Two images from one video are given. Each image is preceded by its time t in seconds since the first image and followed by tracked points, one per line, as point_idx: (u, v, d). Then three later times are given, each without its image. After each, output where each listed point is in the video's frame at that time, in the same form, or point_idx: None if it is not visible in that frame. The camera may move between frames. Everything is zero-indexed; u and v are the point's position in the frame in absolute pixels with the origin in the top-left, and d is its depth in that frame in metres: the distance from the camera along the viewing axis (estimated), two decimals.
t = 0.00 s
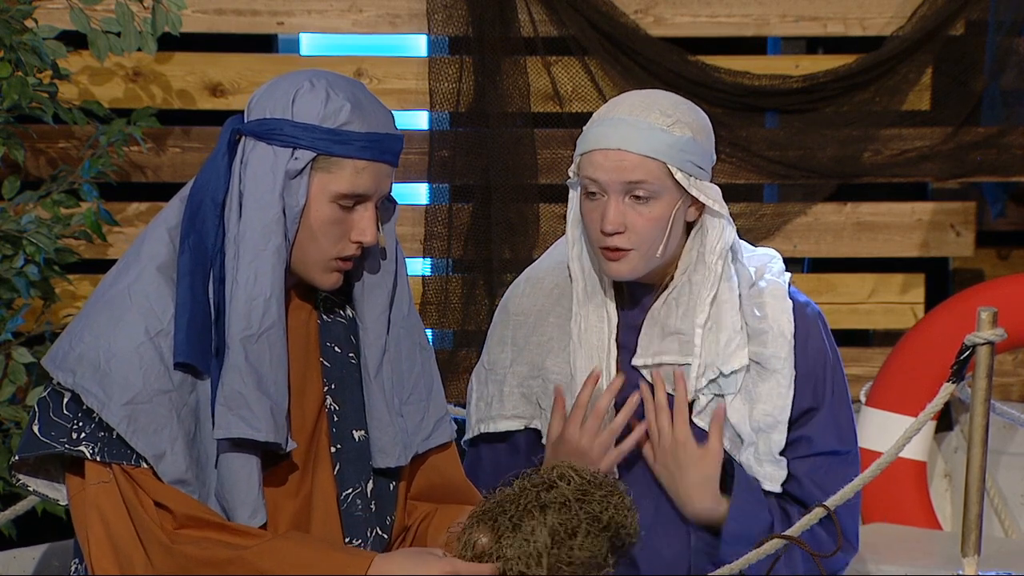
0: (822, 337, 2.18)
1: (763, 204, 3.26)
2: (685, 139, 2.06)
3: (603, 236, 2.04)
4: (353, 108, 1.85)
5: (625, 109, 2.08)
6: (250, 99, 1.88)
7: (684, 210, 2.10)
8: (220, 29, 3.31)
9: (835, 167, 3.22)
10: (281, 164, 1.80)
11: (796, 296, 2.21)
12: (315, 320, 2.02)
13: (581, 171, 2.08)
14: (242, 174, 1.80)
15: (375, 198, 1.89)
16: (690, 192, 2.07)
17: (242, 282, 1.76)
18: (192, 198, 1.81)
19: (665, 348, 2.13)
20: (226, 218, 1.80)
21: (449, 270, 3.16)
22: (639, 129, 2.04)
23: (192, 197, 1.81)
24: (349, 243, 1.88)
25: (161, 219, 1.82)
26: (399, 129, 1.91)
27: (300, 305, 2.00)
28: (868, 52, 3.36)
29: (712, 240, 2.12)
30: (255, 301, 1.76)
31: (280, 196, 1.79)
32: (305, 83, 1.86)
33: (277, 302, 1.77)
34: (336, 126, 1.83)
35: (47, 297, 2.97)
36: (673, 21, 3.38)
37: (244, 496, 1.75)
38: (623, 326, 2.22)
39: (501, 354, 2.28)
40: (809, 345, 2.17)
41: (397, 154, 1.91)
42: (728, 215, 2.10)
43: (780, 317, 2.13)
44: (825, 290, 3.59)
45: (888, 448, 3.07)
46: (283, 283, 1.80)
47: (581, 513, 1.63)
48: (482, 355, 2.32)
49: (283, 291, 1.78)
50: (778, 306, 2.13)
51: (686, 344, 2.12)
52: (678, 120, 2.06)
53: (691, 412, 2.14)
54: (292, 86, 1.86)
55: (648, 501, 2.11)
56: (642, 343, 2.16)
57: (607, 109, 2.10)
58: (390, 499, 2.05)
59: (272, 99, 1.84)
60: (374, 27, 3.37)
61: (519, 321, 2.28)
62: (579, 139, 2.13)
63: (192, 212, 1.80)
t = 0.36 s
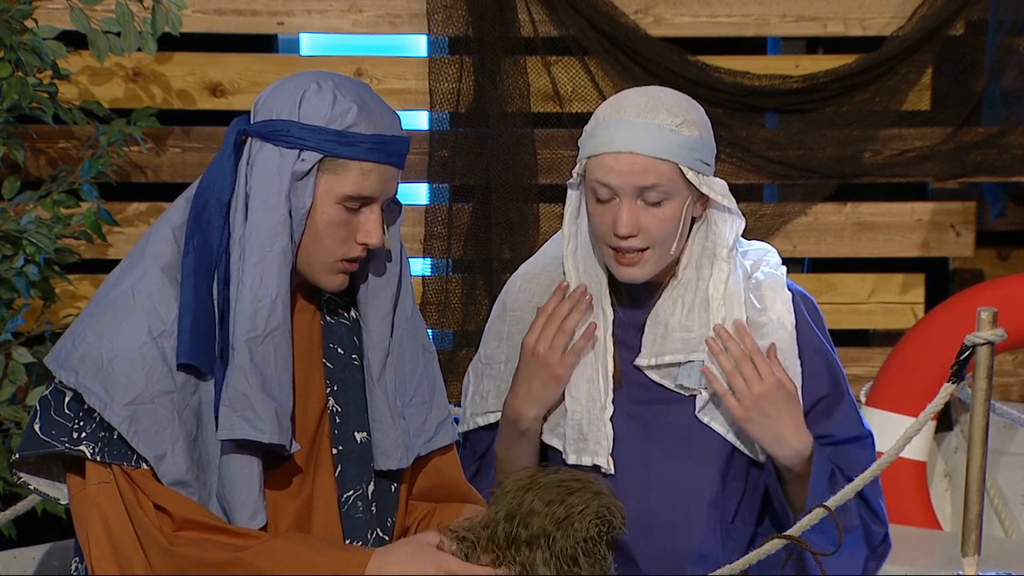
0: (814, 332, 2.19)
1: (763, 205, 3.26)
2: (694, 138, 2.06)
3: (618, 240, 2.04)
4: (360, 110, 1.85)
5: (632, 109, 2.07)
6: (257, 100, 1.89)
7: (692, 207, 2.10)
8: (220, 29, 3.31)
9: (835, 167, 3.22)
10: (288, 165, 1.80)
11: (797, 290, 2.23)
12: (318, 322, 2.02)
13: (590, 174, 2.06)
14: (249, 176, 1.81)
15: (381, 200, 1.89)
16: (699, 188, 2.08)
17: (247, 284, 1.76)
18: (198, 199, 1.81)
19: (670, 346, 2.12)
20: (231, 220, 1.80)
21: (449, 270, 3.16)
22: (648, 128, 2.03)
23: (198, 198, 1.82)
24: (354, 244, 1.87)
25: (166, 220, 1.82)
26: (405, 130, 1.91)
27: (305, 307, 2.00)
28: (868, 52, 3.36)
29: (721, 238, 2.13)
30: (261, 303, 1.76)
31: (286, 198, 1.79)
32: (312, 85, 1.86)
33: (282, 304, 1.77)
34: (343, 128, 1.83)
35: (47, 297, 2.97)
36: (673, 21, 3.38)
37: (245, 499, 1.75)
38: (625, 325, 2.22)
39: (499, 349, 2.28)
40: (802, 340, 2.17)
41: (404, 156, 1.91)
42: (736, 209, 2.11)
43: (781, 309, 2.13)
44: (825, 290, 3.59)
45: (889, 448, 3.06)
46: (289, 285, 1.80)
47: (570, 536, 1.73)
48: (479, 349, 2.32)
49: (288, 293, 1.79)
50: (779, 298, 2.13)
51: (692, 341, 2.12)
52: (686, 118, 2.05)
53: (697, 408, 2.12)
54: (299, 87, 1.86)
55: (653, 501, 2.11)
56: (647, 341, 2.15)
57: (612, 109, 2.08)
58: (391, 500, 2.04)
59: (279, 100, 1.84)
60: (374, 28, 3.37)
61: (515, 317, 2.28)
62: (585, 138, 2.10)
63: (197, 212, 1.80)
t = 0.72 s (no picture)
0: (818, 337, 2.19)
1: (762, 205, 3.26)
2: (693, 138, 2.06)
3: (623, 244, 2.03)
4: (356, 110, 1.85)
5: (628, 113, 2.06)
6: (254, 99, 1.89)
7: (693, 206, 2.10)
8: (220, 29, 3.31)
9: (835, 167, 3.22)
10: (284, 165, 1.80)
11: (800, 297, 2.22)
12: (316, 323, 2.02)
13: (590, 181, 2.05)
14: (244, 175, 1.81)
15: (377, 200, 1.89)
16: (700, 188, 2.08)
17: (244, 284, 1.76)
18: (195, 200, 1.81)
19: (677, 348, 2.12)
20: (229, 219, 1.80)
21: (449, 270, 3.16)
22: (647, 131, 2.02)
23: (195, 199, 1.82)
24: (351, 245, 1.87)
25: (164, 221, 1.82)
26: (402, 128, 1.91)
27: (302, 309, 2.00)
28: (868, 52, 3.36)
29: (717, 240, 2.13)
30: (258, 302, 1.76)
31: (282, 197, 1.79)
32: (307, 84, 1.86)
33: (279, 304, 1.77)
34: (338, 128, 1.83)
35: (47, 297, 2.98)
36: (673, 21, 3.38)
37: (244, 499, 1.75)
38: (628, 330, 2.21)
39: (501, 363, 2.27)
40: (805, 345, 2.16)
41: (401, 156, 1.90)
42: (737, 205, 2.12)
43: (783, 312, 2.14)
44: (825, 290, 3.59)
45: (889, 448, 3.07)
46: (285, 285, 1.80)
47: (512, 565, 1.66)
48: (482, 363, 2.31)
49: (286, 293, 1.79)
50: (784, 301, 2.14)
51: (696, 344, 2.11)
52: (683, 120, 2.05)
53: (708, 412, 2.13)
54: (294, 87, 1.86)
55: (653, 501, 2.11)
56: (653, 345, 2.15)
57: (609, 114, 2.07)
58: (390, 500, 2.05)
59: (274, 101, 1.84)
60: (374, 28, 3.37)
61: (518, 326, 2.26)
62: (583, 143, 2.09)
63: (194, 212, 1.80)
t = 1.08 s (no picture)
0: (818, 338, 2.19)
1: (762, 205, 3.26)
2: (693, 137, 2.06)
3: (629, 246, 2.03)
4: (355, 111, 1.85)
5: (628, 113, 2.06)
6: (254, 100, 1.89)
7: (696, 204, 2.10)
8: (220, 29, 3.31)
9: (835, 167, 3.22)
10: (282, 166, 1.80)
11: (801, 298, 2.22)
12: (316, 324, 2.02)
13: (593, 184, 2.05)
14: (243, 175, 1.81)
15: (376, 202, 1.89)
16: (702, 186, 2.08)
17: (243, 285, 1.76)
18: (195, 200, 1.82)
19: (680, 346, 2.12)
20: (228, 219, 1.80)
21: (449, 270, 3.16)
22: (647, 132, 2.02)
23: (195, 199, 1.82)
24: (349, 245, 1.87)
25: (164, 221, 1.82)
26: (401, 129, 1.91)
27: (300, 310, 2.00)
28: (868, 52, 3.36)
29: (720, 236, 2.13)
30: (257, 303, 1.76)
31: (281, 198, 1.79)
32: (307, 85, 1.86)
33: (278, 305, 1.78)
34: (337, 129, 1.83)
35: (47, 297, 2.98)
36: (673, 21, 3.38)
37: (239, 501, 1.75)
38: (626, 333, 2.22)
39: (500, 364, 2.28)
40: (804, 346, 2.17)
41: (400, 157, 1.90)
42: (737, 201, 2.11)
43: (783, 313, 2.13)
44: (825, 290, 3.59)
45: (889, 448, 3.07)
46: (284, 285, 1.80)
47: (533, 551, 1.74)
48: (481, 363, 2.32)
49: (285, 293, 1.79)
50: (784, 302, 2.14)
51: (699, 343, 2.12)
52: (683, 119, 2.05)
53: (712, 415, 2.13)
54: (293, 88, 1.86)
55: (652, 502, 2.11)
56: (655, 344, 2.15)
57: (608, 115, 2.07)
58: (388, 501, 2.05)
59: (274, 101, 1.84)
60: (374, 28, 3.37)
61: (517, 328, 2.27)
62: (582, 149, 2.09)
63: (194, 212, 1.80)
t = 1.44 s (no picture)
0: (819, 334, 2.19)
1: (762, 205, 3.26)
2: (699, 141, 2.05)
3: (634, 251, 2.03)
4: (358, 112, 1.85)
5: (633, 117, 2.05)
6: (258, 100, 1.89)
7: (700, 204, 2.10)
8: (220, 29, 3.31)
9: (835, 167, 3.22)
10: (285, 167, 1.80)
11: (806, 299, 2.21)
12: (316, 325, 2.02)
13: (599, 188, 2.04)
14: (245, 175, 1.82)
15: (379, 202, 1.89)
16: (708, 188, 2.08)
17: (246, 286, 1.76)
18: (197, 200, 1.82)
19: (683, 340, 2.12)
20: (230, 220, 1.80)
21: (449, 270, 3.16)
22: (653, 137, 2.01)
23: (197, 199, 1.82)
24: (352, 246, 1.87)
25: (166, 221, 1.82)
26: (404, 131, 1.91)
27: (301, 311, 2.00)
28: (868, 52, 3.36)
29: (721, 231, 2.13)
30: (260, 304, 1.76)
31: (284, 199, 1.79)
32: (310, 86, 1.86)
33: (281, 305, 1.78)
34: (340, 130, 1.83)
35: (47, 297, 2.98)
36: (673, 21, 3.38)
37: (243, 500, 1.76)
38: (628, 326, 2.22)
39: (502, 357, 2.27)
40: (805, 341, 2.16)
41: (402, 157, 1.90)
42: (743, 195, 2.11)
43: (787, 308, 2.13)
44: (825, 290, 3.59)
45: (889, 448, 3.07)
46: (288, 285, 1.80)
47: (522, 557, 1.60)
48: (482, 359, 2.31)
49: (287, 294, 1.79)
50: (789, 296, 2.14)
51: (702, 337, 2.11)
52: (688, 124, 2.04)
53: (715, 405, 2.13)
54: (296, 88, 1.86)
55: (653, 502, 2.11)
56: (659, 338, 2.15)
57: (612, 118, 2.06)
58: (388, 501, 2.05)
59: (277, 102, 1.85)
60: (374, 28, 3.37)
61: (519, 320, 2.27)
62: (587, 150, 2.09)
63: (196, 212, 1.80)
